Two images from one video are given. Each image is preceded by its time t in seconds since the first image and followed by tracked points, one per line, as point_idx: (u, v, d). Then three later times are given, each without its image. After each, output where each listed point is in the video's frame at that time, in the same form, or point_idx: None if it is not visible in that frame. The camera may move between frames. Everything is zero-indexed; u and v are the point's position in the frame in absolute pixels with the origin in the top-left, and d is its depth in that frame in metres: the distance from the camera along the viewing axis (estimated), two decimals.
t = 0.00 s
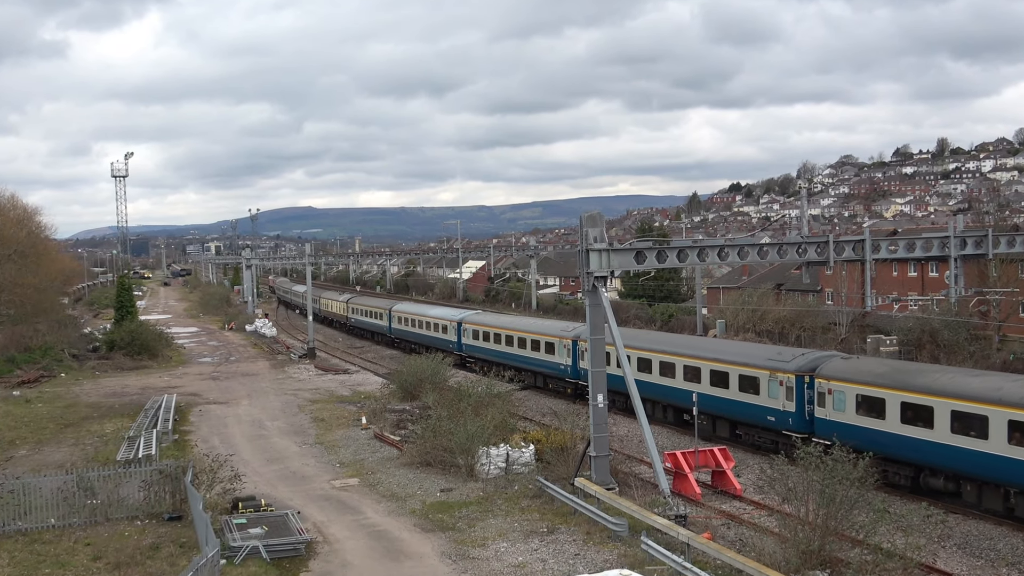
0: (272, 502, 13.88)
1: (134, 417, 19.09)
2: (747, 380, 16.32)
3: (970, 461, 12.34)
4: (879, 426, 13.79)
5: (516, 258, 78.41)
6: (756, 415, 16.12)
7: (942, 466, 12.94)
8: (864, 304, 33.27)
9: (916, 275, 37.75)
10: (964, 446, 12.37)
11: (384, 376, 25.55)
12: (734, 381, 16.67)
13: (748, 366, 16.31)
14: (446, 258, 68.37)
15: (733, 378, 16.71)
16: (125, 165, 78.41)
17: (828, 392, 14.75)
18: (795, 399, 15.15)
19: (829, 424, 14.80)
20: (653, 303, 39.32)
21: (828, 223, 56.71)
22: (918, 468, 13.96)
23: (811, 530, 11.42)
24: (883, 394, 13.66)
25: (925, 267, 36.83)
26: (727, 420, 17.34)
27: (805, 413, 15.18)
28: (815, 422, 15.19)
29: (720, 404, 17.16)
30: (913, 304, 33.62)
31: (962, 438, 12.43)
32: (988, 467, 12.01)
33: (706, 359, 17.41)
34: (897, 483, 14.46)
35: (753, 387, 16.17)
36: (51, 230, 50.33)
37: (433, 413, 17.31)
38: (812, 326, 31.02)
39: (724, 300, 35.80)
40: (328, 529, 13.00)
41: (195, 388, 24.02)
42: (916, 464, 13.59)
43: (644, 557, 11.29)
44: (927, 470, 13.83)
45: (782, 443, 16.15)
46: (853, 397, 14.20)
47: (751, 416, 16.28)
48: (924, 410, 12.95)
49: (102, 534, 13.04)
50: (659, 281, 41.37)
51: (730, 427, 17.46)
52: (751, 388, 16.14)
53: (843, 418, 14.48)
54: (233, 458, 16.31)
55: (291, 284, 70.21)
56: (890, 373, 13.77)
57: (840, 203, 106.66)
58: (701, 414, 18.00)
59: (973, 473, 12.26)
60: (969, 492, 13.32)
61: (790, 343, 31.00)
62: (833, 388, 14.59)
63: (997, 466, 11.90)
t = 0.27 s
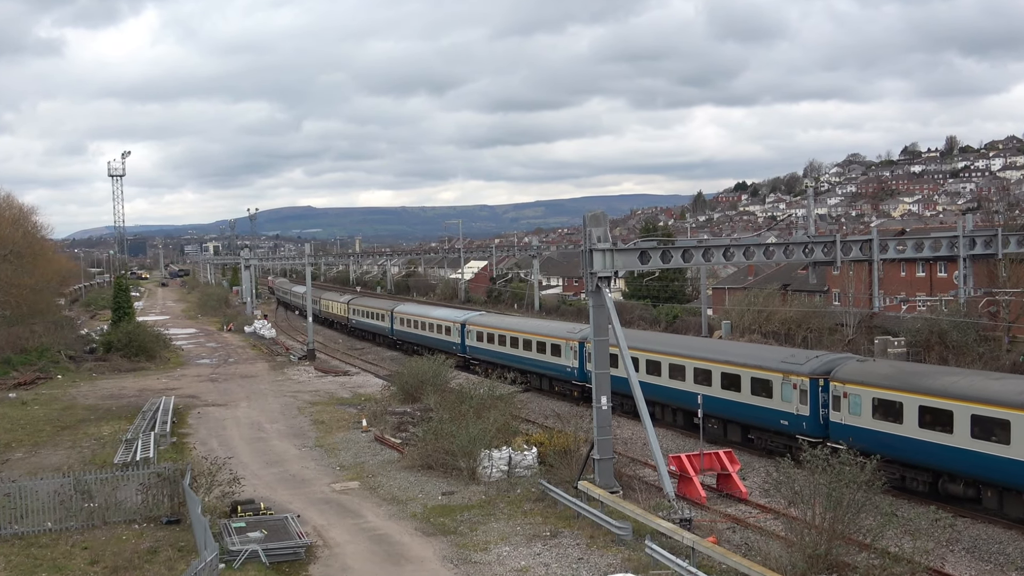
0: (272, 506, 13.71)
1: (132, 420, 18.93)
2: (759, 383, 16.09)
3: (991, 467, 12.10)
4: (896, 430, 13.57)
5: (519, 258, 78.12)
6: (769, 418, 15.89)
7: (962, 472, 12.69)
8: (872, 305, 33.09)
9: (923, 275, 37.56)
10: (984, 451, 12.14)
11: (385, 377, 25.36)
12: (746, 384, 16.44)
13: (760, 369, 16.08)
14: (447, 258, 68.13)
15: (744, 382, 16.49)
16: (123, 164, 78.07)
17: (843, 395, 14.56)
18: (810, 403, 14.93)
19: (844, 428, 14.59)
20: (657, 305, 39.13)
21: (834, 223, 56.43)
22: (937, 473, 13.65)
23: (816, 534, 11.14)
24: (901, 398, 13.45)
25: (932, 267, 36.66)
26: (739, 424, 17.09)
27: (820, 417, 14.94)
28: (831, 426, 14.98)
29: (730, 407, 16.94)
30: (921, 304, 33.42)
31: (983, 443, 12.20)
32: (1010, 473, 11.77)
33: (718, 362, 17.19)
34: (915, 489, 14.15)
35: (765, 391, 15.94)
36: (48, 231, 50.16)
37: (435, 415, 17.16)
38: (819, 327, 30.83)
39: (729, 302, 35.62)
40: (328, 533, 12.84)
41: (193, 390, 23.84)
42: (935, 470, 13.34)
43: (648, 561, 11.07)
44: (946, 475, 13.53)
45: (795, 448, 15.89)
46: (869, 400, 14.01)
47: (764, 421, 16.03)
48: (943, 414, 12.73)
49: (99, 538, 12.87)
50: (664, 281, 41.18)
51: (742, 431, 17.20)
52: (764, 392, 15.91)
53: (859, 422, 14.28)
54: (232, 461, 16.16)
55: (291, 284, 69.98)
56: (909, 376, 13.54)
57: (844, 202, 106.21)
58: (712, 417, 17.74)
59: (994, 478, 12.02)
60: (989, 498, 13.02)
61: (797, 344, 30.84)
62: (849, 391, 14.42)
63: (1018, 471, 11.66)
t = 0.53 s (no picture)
0: (274, 507, 13.68)
1: (133, 421, 18.91)
2: (769, 385, 15.98)
3: (1006, 470, 11.96)
4: (909, 432, 13.44)
5: (521, 259, 78.03)
6: (779, 420, 15.81)
7: (977, 475, 12.54)
8: (875, 305, 33.02)
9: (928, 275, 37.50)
10: (999, 454, 12.01)
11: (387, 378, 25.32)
12: (756, 386, 16.32)
13: (770, 371, 15.97)
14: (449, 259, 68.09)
15: (754, 383, 16.38)
16: (123, 165, 78.02)
17: (854, 397, 14.44)
18: (821, 405, 14.80)
19: (856, 429, 14.49)
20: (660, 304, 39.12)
21: (838, 222, 56.33)
22: (951, 476, 13.47)
23: (819, 535, 11.08)
24: (914, 399, 13.32)
25: (936, 267, 36.59)
26: (748, 427, 17.01)
27: (831, 419, 14.82)
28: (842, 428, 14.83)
29: (739, 409, 16.84)
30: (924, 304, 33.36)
31: (998, 446, 12.07)
32: None
33: (727, 363, 17.10)
34: (929, 492, 13.97)
35: (775, 392, 15.83)
36: (49, 232, 50.18)
37: (436, 416, 17.12)
38: (822, 326, 30.75)
39: (732, 301, 35.54)
40: (330, 534, 12.81)
41: (195, 392, 23.81)
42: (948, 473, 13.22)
43: (651, 563, 11.01)
44: (960, 478, 13.34)
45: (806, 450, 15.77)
46: (881, 402, 13.89)
47: (773, 422, 15.92)
48: (957, 416, 12.60)
49: (101, 539, 12.86)
50: (666, 282, 41.08)
51: (751, 433, 17.12)
52: (773, 393, 15.81)
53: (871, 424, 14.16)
54: (233, 462, 16.15)
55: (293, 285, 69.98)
56: (922, 377, 13.41)
57: (847, 202, 105.98)
58: (719, 419, 17.66)
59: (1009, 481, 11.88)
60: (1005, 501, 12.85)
61: (800, 344, 30.80)
62: (860, 393, 14.30)
63: None
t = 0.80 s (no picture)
0: (277, 508, 13.69)
1: (136, 422, 18.96)
2: (779, 387, 15.94)
3: (1020, 473, 11.83)
4: (921, 435, 13.35)
5: (523, 260, 78.01)
6: (789, 422, 15.76)
7: (991, 479, 12.42)
8: (877, 305, 33.02)
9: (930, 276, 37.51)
10: (1014, 457, 11.88)
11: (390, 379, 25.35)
12: (765, 388, 16.30)
13: (780, 372, 15.93)
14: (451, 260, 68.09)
15: (763, 385, 16.34)
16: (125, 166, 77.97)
17: (865, 399, 14.36)
18: (831, 407, 14.74)
19: (867, 432, 14.36)
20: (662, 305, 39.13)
21: (841, 223, 56.28)
22: (965, 479, 13.32)
23: (822, 536, 11.06)
24: (927, 402, 13.22)
25: (938, 267, 36.57)
26: (758, 429, 16.97)
27: (842, 421, 14.76)
28: (853, 430, 14.76)
29: (749, 411, 16.79)
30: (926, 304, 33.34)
31: (1012, 449, 11.93)
32: None
33: (735, 365, 17.07)
34: (943, 495, 13.86)
35: (785, 394, 15.79)
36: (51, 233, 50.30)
37: (439, 417, 17.13)
38: (824, 327, 30.75)
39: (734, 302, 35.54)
40: (333, 535, 12.82)
41: (198, 393, 23.87)
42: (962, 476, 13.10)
43: (653, 564, 10.97)
44: (975, 481, 13.19)
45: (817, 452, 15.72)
46: (893, 404, 13.79)
47: (783, 424, 15.89)
48: (971, 419, 12.48)
49: (104, 541, 12.87)
50: (668, 282, 41.08)
51: (760, 436, 17.09)
52: (784, 395, 15.78)
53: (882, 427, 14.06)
54: (236, 463, 16.17)
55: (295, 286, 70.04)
56: (935, 380, 13.29)
57: (849, 202, 105.88)
58: (728, 421, 17.66)
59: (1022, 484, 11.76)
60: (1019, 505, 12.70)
61: (802, 345, 30.80)
62: (872, 395, 14.18)
63: None
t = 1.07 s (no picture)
0: (278, 509, 13.69)
1: (139, 422, 18.99)
2: (787, 389, 15.94)
3: None
4: (933, 439, 13.28)
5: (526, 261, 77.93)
6: (797, 425, 15.74)
7: (1004, 483, 12.33)
8: (879, 307, 33.01)
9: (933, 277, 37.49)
10: None
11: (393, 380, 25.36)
12: (773, 391, 16.31)
13: (789, 375, 15.92)
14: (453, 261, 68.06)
15: (771, 387, 16.35)
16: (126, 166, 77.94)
17: (875, 402, 14.31)
18: (841, 410, 14.73)
19: (877, 436, 14.31)
20: (664, 306, 39.11)
21: (845, 225, 56.19)
22: (977, 484, 13.19)
23: (824, 537, 11.05)
24: (939, 405, 13.15)
25: (940, 269, 36.51)
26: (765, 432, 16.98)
27: (852, 424, 14.75)
28: (863, 434, 14.71)
29: (757, 413, 16.78)
30: (929, 306, 33.32)
31: None
32: None
33: (743, 367, 17.08)
34: (954, 500, 13.72)
35: (793, 397, 15.79)
36: (54, 234, 50.36)
37: (441, 418, 17.13)
38: (826, 328, 30.72)
39: (736, 303, 35.52)
40: (335, 536, 12.83)
41: (200, 393, 23.89)
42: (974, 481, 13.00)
43: (654, 565, 10.94)
44: (987, 486, 13.05)
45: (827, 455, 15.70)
46: (905, 407, 13.71)
47: (791, 427, 15.89)
48: (985, 423, 12.39)
49: (106, 541, 12.87)
50: (670, 284, 41.03)
51: (768, 439, 17.08)
52: (792, 398, 15.78)
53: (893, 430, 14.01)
54: (238, 464, 16.18)
55: (297, 287, 70.00)
56: (948, 384, 13.21)
57: (853, 204, 105.72)
58: (736, 424, 17.68)
59: None
60: None
61: (804, 347, 30.77)
62: (882, 398, 14.13)
63: None
